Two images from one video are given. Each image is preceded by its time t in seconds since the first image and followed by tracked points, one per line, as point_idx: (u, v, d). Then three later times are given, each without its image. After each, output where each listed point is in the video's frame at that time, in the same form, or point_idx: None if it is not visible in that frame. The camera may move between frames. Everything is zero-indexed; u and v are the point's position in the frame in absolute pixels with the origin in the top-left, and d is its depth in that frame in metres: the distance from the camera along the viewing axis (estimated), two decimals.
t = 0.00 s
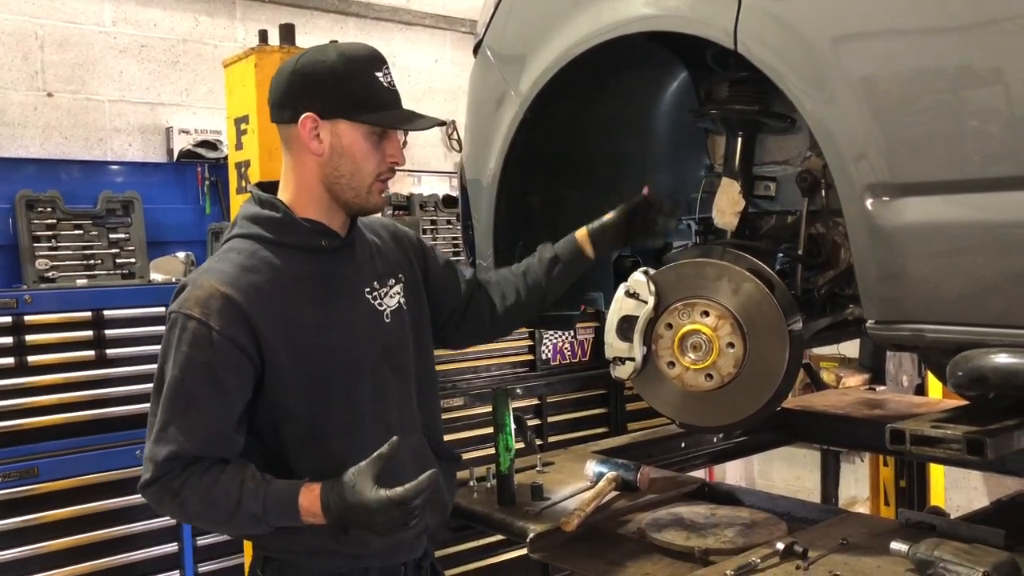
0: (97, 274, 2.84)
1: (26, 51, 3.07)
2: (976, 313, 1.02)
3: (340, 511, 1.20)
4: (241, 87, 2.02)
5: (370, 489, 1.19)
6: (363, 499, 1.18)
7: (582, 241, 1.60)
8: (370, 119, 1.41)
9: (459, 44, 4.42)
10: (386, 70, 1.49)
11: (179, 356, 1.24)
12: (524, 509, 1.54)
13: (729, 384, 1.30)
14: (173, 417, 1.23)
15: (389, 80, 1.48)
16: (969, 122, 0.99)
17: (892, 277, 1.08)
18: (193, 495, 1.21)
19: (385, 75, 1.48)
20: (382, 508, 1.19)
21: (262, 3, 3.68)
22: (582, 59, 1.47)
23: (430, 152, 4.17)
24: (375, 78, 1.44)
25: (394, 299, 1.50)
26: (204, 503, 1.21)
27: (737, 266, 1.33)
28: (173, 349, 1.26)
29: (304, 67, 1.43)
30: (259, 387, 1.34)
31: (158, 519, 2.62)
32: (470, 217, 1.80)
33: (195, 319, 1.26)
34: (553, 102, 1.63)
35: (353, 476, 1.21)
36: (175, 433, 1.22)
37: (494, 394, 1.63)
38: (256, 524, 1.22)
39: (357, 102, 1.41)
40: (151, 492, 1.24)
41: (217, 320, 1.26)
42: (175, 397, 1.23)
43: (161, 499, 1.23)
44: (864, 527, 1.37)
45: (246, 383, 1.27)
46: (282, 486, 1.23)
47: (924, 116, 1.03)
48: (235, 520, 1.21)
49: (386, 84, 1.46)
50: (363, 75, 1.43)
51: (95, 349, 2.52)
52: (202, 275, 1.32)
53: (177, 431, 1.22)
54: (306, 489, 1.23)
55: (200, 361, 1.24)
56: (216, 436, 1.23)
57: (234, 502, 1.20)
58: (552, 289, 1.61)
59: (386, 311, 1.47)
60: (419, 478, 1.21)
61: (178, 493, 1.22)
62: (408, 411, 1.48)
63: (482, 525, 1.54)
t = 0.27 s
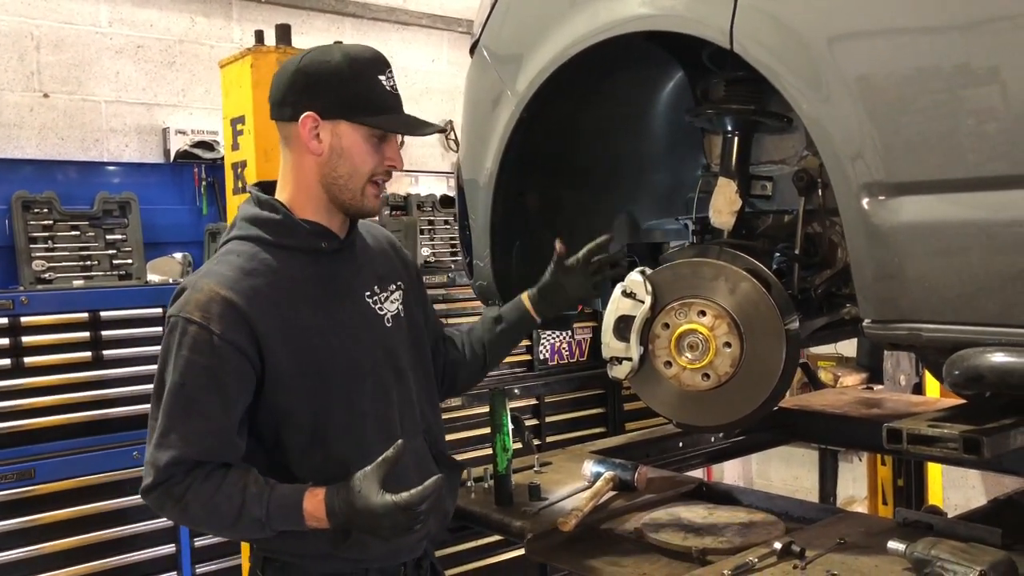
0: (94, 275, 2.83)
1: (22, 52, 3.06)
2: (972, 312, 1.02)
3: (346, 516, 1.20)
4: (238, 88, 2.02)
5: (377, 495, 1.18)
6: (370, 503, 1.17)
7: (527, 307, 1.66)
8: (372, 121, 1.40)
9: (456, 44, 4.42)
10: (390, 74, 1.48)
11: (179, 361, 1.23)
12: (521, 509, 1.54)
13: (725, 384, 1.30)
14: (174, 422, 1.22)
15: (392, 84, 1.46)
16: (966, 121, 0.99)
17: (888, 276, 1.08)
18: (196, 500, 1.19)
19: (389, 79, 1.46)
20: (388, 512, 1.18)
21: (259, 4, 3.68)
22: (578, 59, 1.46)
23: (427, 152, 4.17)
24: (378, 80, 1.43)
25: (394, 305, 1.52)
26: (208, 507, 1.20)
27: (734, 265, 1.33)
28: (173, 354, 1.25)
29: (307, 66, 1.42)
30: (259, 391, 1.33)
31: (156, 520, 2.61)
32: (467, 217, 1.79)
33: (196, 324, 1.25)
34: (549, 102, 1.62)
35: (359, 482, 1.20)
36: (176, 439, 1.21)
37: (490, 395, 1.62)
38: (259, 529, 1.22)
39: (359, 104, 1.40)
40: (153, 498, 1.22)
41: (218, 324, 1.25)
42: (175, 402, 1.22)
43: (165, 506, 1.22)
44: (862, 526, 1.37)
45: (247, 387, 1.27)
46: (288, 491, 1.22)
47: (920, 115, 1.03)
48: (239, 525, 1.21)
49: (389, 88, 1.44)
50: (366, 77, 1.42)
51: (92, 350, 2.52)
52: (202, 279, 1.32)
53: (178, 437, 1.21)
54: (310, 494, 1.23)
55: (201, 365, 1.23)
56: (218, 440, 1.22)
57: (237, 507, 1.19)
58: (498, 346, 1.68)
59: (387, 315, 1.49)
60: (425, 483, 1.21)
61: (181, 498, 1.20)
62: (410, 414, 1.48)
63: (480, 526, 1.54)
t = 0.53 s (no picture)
0: (93, 275, 2.83)
1: (21, 52, 3.06)
2: (972, 310, 1.02)
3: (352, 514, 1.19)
4: (237, 88, 2.02)
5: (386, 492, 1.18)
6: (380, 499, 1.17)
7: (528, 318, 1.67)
8: (365, 119, 1.40)
9: (455, 44, 4.42)
10: (382, 69, 1.50)
11: (183, 360, 1.22)
12: (521, 508, 1.54)
13: (725, 383, 1.30)
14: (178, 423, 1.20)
15: (385, 79, 1.48)
16: (965, 120, 0.99)
17: (887, 274, 1.09)
18: (201, 502, 1.18)
19: (381, 75, 1.48)
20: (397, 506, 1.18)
21: (258, 4, 3.68)
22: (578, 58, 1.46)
23: (426, 152, 4.17)
24: (370, 77, 1.44)
25: (392, 305, 1.52)
26: (213, 509, 1.18)
27: (734, 264, 1.33)
28: (177, 354, 1.24)
29: (298, 69, 1.43)
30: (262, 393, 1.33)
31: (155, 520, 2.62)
32: (467, 216, 1.79)
33: (200, 323, 1.24)
34: (549, 102, 1.62)
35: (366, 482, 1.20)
36: (179, 439, 1.19)
37: (490, 394, 1.62)
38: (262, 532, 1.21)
39: (351, 102, 1.41)
40: (155, 501, 1.21)
41: (224, 324, 1.25)
42: (181, 401, 1.20)
43: (167, 508, 1.20)
44: (861, 524, 1.37)
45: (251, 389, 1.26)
46: (294, 492, 1.22)
47: (919, 114, 1.03)
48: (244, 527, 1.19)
49: (382, 84, 1.46)
50: (358, 75, 1.43)
51: (91, 350, 2.52)
52: (205, 279, 1.31)
53: (181, 437, 1.19)
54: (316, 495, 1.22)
55: (205, 365, 1.22)
56: (223, 441, 1.21)
57: (242, 509, 1.18)
58: (493, 358, 1.70)
59: (386, 317, 1.49)
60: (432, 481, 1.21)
61: (184, 500, 1.19)
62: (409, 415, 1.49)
63: (480, 525, 1.54)
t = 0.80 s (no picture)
0: (94, 275, 2.83)
1: (21, 52, 3.06)
2: (973, 309, 1.02)
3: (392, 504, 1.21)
4: (237, 88, 2.02)
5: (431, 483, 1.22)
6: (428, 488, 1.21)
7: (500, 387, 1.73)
8: (365, 118, 1.40)
9: (455, 44, 4.42)
10: (383, 64, 1.49)
11: (203, 365, 1.21)
12: (522, 508, 1.54)
13: (725, 383, 1.30)
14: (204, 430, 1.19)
15: (386, 74, 1.48)
16: (966, 119, 0.99)
17: (888, 273, 1.09)
18: (241, 509, 1.18)
19: (382, 70, 1.48)
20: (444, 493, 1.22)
21: (258, 4, 3.68)
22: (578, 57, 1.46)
23: (427, 152, 4.17)
24: (370, 74, 1.43)
25: (396, 304, 1.53)
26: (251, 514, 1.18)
27: (735, 264, 1.33)
28: (197, 360, 1.22)
29: (297, 71, 1.42)
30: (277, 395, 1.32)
31: (156, 520, 2.62)
32: (467, 216, 1.79)
33: (219, 325, 1.23)
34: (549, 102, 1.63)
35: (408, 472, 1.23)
36: (208, 445, 1.19)
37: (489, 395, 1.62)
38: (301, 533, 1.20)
39: (351, 101, 1.40)
40: (192, 510, 1.20)
41: (242, 328, 1.24)
42: (206, 408, 1.20)
43: (200, 515, 1.20)
44: (861, 524, 1.37)
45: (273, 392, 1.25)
46: (336, 490, 1.22)
47: (919, 113, 1.03)
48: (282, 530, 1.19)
49: (382, 79, 1.45)
50: (358, 75, 1.42)
51: (92, 350, 2.52)
52: (222, 283, 1.30)
53: (209, 443, 1.19)
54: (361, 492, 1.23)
55: (225, 369, 1.21)
56: (248, 445, 1.21)
57: (279, 513, 1.18)
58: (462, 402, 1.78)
59: (390, 314, 1.50)
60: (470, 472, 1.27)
61: (223, 507, 1.18)
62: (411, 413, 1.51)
63: (480, 525, 1.54)
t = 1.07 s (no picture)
0: (95, 275, 2.84)
1: (23, 52, 3.07)
2: (973, 310, 1.02)
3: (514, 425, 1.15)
4: (238, 88, 2.00)
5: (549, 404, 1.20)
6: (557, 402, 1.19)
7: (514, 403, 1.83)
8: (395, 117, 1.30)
9: (457, 44, 4.43)
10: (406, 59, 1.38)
11: (316, 361, 1.08)
12: (523, 508, 1.54)
13: (727, 383, 1.30)
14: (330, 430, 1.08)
15: (410, 70, 1.37)
16: (966, 119, 0.99)
17: (888, 274, 1.09)
18: (417, 471, 1.09)
19: (405, 66, 1.36)
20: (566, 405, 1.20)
21: (260, 3, 3.68)
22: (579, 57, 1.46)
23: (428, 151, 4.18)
24: (394, 71, 1.33)
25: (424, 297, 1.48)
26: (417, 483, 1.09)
27: (735, 264, 1.33)
28: (299, 359, 1.09)
29: (321, 73, 1.33)
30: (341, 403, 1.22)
31: (157, 520, 2.62)
32: (467, 215, 1.79)
33: (320, 315, 1.12)
34: (550, 101, 1.62)
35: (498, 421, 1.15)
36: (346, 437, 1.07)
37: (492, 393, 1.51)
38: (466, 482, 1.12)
39: (380, 98, 1.31)
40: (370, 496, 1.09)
41: (339, 315, 1.13)
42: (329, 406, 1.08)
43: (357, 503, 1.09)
44: (862, 525, 1.37)
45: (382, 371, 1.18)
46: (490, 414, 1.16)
47: (920, 113, 1.03)
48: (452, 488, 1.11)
49: (407, 76, 1.35)
50: (382, 72, 1.32)
51: (93, 350, 2.52)
52: (300, 278, 1.19)
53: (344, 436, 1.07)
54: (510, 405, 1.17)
55: (338, 358, 1.10)
56: (383, 422, 1.10)
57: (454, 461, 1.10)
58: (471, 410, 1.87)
59: (420, 307, 1.45)
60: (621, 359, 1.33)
61: (401, 480, 1.09)
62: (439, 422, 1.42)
63: (481, 525, 1.54)
